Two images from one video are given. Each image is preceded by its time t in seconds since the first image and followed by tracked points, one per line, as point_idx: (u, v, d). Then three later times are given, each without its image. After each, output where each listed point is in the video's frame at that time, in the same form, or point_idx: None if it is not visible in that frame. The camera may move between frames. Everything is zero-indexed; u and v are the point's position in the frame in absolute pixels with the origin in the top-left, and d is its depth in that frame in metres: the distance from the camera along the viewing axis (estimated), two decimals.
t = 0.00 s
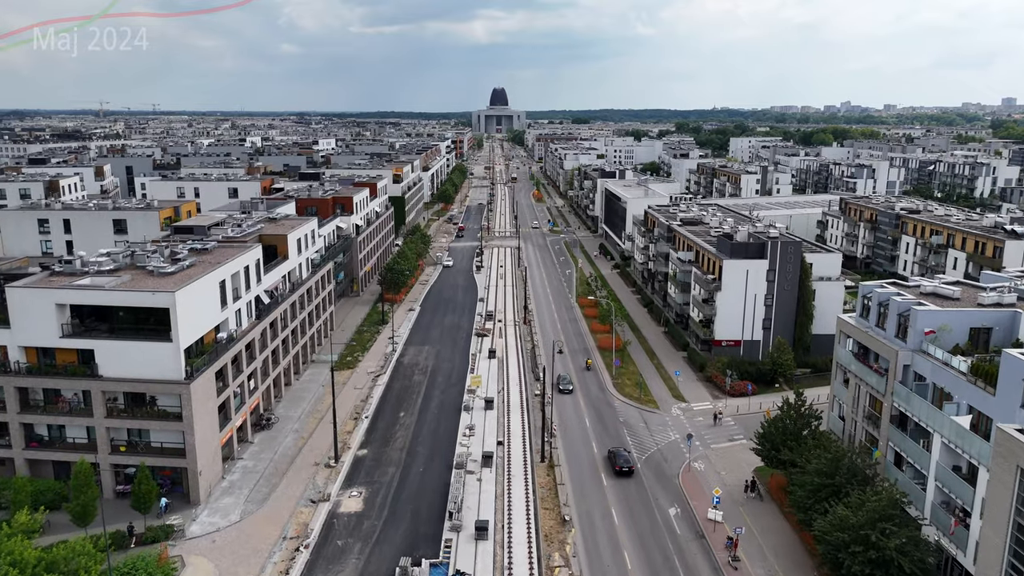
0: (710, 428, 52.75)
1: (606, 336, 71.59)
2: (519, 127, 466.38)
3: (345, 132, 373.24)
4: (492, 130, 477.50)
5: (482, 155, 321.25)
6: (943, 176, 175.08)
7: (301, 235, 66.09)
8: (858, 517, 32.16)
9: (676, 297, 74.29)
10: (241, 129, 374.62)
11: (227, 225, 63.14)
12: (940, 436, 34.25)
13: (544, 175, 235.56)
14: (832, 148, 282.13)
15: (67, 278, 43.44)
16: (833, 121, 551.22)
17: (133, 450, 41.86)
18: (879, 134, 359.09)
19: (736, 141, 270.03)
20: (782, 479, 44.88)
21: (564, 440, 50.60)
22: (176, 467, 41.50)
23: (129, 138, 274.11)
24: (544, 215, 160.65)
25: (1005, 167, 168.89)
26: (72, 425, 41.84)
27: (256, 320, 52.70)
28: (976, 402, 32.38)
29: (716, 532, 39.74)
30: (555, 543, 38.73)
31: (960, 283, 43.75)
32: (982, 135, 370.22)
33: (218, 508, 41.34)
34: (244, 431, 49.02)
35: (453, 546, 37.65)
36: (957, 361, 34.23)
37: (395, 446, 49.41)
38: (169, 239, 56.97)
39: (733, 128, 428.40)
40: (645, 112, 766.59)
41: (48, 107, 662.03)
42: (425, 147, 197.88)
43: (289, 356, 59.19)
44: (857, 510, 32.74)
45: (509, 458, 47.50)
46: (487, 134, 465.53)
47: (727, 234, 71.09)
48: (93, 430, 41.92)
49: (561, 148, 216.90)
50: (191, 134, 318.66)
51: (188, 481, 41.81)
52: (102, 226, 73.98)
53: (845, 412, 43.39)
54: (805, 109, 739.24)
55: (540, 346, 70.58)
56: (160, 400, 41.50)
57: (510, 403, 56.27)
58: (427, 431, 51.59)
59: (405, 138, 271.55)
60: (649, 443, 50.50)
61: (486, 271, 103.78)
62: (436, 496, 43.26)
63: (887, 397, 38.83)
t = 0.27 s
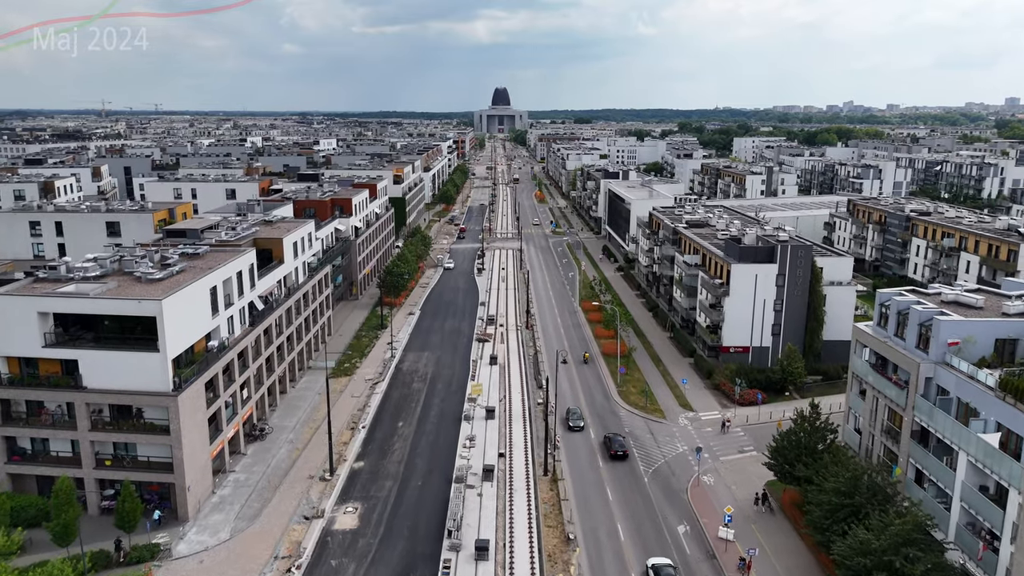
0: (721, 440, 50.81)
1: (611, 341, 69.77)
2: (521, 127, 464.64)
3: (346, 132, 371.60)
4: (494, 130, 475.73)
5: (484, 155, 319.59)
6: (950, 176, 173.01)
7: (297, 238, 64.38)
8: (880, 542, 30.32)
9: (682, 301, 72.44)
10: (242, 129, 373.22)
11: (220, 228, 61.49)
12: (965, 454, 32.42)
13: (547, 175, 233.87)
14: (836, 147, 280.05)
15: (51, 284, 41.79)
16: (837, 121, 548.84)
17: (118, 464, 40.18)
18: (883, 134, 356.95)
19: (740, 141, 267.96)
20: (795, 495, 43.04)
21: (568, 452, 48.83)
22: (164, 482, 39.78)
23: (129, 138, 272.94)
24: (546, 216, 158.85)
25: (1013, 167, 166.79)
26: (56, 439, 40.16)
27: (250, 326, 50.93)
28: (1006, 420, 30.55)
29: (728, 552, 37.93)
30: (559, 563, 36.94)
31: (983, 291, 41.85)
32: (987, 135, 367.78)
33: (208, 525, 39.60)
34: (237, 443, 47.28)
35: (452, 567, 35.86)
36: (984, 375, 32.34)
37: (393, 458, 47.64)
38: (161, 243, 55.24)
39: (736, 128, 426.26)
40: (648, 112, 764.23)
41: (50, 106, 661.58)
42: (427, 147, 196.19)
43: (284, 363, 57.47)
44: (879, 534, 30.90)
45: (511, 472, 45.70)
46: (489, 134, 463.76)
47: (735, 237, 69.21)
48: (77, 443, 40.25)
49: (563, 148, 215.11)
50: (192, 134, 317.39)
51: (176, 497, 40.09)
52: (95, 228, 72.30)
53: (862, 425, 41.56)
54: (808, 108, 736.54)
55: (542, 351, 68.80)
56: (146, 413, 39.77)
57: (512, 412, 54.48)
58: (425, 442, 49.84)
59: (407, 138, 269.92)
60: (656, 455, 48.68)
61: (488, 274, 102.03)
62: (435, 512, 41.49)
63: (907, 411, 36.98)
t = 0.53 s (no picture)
0: (730, 452, 48.99)
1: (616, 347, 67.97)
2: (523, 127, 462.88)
3: (347, 132, 370.02)
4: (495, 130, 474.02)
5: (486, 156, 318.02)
6: (957, 177, 171.07)
7: (293, 241, 62.68)
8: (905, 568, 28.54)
9: (688, 306, 70.60)
10: (243, 129, 371.80)
11: (214, 231, 59.81)
12: (993, 474, 30.61)
13: (549, 176, 232.11)
14: (841, 148, 277.98)
15: (33, 292, 40.10)
16: (840, 121, 546.54)
17: (103, 480, 38.53)
18: (887, 134, 354.88)
19: (744, 141, 266.14)
20: (809, 511, 41.23)
21: (572, 465, 47.07)
22: (150, 499, 38.10)
23: (129, 138, 271.41)
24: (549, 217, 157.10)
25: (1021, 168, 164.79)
26: (38, 453, 38.48)
27: (243, 334, 49.21)
28: None
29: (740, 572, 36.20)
30: None
31: (1007, 299, 40.01)
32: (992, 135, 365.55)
33: (196, 543, 37.91)
34: (228, 455, 45.58)
35: None
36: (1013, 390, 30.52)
37: (390, 472, 45.88)
38: (152, 247, 53.58)
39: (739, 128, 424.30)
40: (650, 112, 762.01)
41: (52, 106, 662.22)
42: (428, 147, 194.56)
43: (279, 371, 55.77)
44: (903, 559, 29.14)
45: (512, 486, 43.91)
46: (490, 134, 461.99)
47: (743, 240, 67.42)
48: (60, 458, 38.57)
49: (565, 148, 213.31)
50: (192, 134, 316.18)
51: (162, 514, 38.38)
52: (88, 231, 70.65)
53: (880, 440, 39.76)
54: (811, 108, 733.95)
55: (545, 358, 67.04)
56: (131, 427, 38.08)
57: (514, 422, 52.71)
58: (424, 454, 48.08)
59: (408, 138, 268.17)
60: (664, 468, 46.87)
61: (489, 276, 100.29)
62: (433, 530, 39.73)
63: (929, 427, 35.18)
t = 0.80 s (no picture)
0: (740, 465, 47.14)
1: (621, 354, 66.17)
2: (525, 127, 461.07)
3: (349, 132, 368.64)
4: (498, 130, 472.33)
5: (488, 156, 316.39)
6: (965, 178, 168.97)
7: (290, 245, 60.98)
8: None
9: (695, 311, 68.80)
10: (244, 129, 370.40)
11: (207, 235, 58.13)
12: None
13: (552, 176, 230.40)
14: (846, 148, 275.30)
15: (15, 300, 38.40)
16: (845, 121, 543.79)
17: (87, 497, 36.84)
18: (892, 134, 352.67)
19: (748, 141, 264.16)
20: (826, 531, 39.29)
21: (576, 479, 45.29)
22: (136, 517, 36.39)
23: (130, 138, 270.03)
24: (551, 219, 155.31)
25: None
26: (19, 469, 36.82)
27: (235, 343, 47.50)
28: None
29: None
30: None
31: None
32: (997, 135, 363.06)
33: (183, 564, 36.15)
34: (219, 469, 43.84)
35: None
36: None
37: (387, 486, 44.07)
38: (144, 252, 51.89)
39: (742, 127, 422.10)
40: (653, 113, 760.25)
41: (54, 107, 662.02)
42: (429, 147, 192.89)
43: (274, 379, 54.06)
44: None
45: (515, 503, 42.11)
46: (493, 134, 460.25)
47: (752, 243, 65.60)
48: (42, 474, 36.87)
49: (568, 149, 211.60)
50: (193, 134, 314.37)
51: (148, 533, 36.65)
52: (81, 234, 69.00)
53: (900, 456, 37.97)
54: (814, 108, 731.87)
55: (548, 365, 65.22)
56: (116, 442, 36.34)
57: (516, 433, 50.95)
58: (423, 468, 46.28)
59: (409, 139, 266.46)
60: (672, 482, 45.01)
61: (491, 279, 98.59)
62: (431, 549, 37.92)
63: (954, 444, 33.38)
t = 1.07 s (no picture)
0: (751, 479, 45.28)
1: (626, 361, 64.35)
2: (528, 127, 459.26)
3: (350, 132, 366.98)
4: (500, 130, 470.59)
5: (490, 156, 314.85)
6: (972, 179, 166.87)
7: (285, 249, 59.24)
8: None
9: (702, 316, 66.98)
10: (245, 129, 369.00)
11: (200, 238, 56.42)
12: None
13: (554, 177, 228.62)
14: (851, 148, 273.09)
15: None
16: (848, 121, 541.32)
17: (68, 516, 35.12)
18: (896, 134, 350.35)
19: (752, 141, 262.17)
20: (843, 551, 37.29)
21: (581, 495, 43.44)
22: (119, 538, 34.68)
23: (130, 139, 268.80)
24: (554, 220, 153.52)
25: None
26: None
27: (226, 352, 45.75)
28: None
29: None
30: None
31: None
32: (1002, 135, 360.58)
33: None
34: (209, 484, 42.08)
35: None
36: None
37: (384, 502, 42.28)
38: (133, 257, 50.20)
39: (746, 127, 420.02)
40: (655, 113, 757.95)
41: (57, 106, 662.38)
42: (431, 147, 191.21)
43: (268, 387, 52.34)
44: None
45: (517, 520, 40.32)
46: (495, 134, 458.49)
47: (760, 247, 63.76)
48: (21, 492, 35.16)
49: (571, 149, 209.68)
50: (194, 134, 313.20)
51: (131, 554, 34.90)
52: (72, 236, 67.33)
53: (922, 474, 36.16)
54: (817, 108, 729.08)
55: (551, 372, 63.39)
56: (98, 459, 34.57)
57: (518, 445, 49.17)
58: (421, 482, 44.50)
59: (410, 139, 264.65)
60: (681, 498, 43.18)
61: (492, 282, 96.81)
62: (429, 570, 36.11)
63: (981, 463, 31.56)
